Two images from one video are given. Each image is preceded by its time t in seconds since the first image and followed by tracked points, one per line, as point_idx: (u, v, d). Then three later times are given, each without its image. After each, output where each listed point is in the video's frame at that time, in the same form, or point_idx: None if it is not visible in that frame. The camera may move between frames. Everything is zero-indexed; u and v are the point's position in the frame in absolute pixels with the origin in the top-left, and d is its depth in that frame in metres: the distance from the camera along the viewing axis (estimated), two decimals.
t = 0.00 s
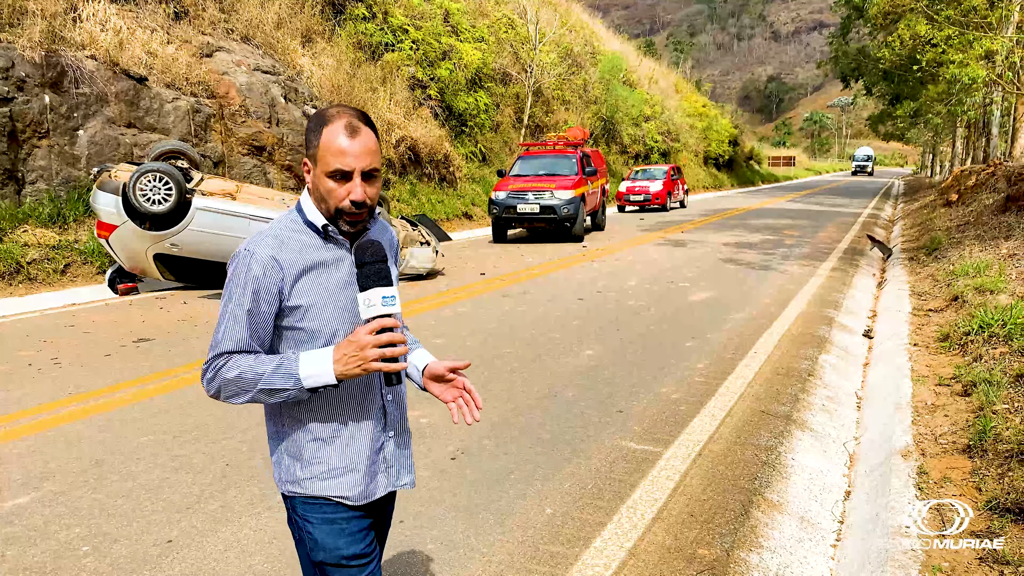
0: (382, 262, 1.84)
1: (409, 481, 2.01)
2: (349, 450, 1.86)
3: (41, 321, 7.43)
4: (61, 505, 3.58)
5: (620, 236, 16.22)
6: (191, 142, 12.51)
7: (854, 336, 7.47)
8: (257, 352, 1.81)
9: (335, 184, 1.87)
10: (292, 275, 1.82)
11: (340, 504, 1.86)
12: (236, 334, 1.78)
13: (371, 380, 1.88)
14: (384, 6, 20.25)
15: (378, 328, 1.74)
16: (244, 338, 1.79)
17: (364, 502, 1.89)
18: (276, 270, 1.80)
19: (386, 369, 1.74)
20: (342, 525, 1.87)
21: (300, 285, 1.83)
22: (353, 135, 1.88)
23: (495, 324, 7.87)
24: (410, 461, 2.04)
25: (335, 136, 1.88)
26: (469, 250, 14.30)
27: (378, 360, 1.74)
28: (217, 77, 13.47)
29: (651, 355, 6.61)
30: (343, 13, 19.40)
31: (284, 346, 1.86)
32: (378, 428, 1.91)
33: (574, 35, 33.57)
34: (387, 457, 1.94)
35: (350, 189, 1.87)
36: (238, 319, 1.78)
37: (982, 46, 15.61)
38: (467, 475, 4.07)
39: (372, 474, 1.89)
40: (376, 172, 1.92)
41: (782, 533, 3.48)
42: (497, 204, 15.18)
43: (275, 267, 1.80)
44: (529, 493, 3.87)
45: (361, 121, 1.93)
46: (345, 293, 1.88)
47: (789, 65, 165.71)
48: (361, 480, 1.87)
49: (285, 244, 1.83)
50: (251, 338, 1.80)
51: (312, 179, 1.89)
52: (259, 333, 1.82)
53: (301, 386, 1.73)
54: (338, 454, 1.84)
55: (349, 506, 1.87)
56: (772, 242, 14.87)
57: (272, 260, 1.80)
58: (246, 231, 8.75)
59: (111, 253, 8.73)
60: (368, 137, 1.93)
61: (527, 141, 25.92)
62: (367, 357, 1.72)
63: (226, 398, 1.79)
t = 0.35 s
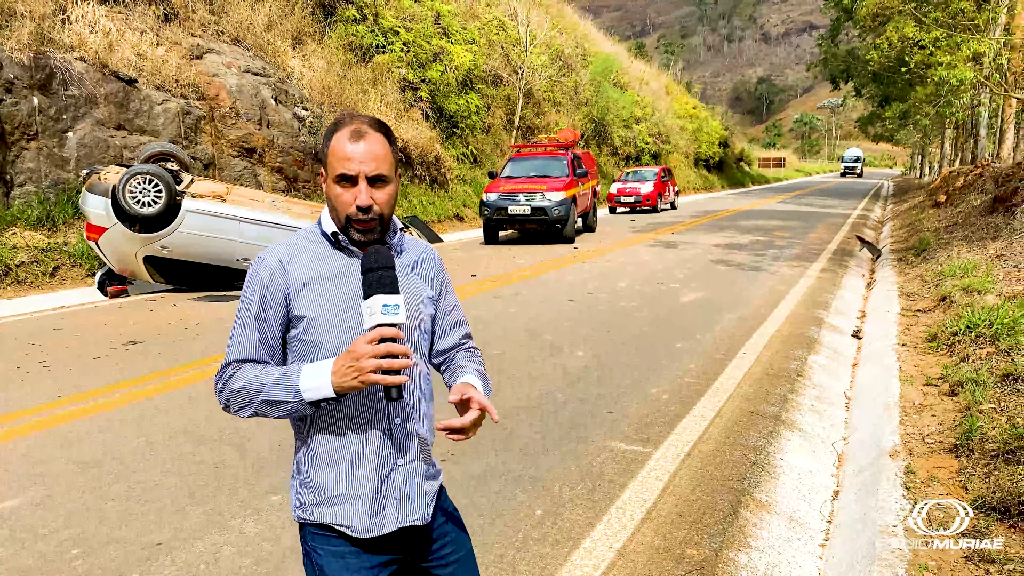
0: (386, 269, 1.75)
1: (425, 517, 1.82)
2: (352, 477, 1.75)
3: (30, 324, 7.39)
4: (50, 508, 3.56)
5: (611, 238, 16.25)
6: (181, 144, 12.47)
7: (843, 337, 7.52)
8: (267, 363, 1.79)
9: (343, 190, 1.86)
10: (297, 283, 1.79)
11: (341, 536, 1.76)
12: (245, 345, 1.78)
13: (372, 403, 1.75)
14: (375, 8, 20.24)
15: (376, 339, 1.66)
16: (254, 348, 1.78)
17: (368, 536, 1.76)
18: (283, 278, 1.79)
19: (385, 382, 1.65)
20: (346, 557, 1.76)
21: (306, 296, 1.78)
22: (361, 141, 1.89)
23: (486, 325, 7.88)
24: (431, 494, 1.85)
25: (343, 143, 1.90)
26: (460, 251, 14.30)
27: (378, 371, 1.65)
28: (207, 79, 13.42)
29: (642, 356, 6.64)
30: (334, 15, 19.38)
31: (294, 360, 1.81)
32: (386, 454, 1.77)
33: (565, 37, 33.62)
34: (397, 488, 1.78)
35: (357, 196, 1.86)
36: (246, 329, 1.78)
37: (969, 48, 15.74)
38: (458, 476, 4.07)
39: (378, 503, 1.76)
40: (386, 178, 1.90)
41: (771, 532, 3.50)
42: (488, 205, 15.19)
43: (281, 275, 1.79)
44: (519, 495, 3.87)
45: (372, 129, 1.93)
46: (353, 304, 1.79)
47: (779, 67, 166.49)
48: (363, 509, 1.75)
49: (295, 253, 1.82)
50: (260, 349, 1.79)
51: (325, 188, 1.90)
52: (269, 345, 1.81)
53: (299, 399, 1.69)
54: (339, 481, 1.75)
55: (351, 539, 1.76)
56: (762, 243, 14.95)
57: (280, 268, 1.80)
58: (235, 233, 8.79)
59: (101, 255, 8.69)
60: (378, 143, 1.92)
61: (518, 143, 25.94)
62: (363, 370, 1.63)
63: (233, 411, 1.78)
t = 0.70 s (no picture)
0: (390, 259, 1.77)
1: (415, 529, 1.74)
2: (348, 474, 1.75)
3: (17, 329, 7.32)
4: (38, 514, 3.52)
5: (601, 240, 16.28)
6: (169, 147, 12.41)
7: (832, 337, 7.56)
8: (290, 351, 1.85)
9: (373, 182, 1.88)
10: (317, 275, 1.84)
11: (335, 531, 1.77)
12: (268, 334, 1.84)
13: (371, 400, 1.76)
14: (364, 10, 20.19)
15: (372, 328, 1.66)
16: (277, 335, 1.83)
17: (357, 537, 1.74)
18: (306, 269, 1.85)
19: (377, 373, 1.64)
20: (340, 555, 1.77)
21: (325, 287, 1.83)
22: (391, 133, 1.90)
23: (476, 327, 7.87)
24: (430, 506, 1.78)
25: (375, 135, 1.92)
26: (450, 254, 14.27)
27: (369, 362, 1.64)
28: (196, 82, 13.36)
29: (632, 358, 6.64)
30: (322, 18, 19.33)
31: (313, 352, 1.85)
32: (381, 454, 1.75)
33: (555, 40, 33.66)
34: (390, 490, 1.74)
35: (385, 187, 1.88)
36: (271, 318, 1.85)
37: (956, 50, 15.86)
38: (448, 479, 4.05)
39: (367, 504, 1.73)
40: (415, 170, 1.90)
41: (761, 533, 3.50)
42: (478, 208, 15.21)
43: (305, 266, 1.85)
44: (510, 497, 3.86)
45: (406, 120, 1.94)
46: (363, 298, 1.83)
47: (767, 70, 167.34)
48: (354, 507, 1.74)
49: (321, 245, 1.87)
50: (286, 337, 1.85)
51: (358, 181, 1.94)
52: (292, 335, 1.86)
53: (304, 386, 1.73)
54: (337, 475, 1.76)
55: (345, 537, 1.76)
56: (751, 245, 15.01)
57: (305, 259, 1.86)
58: (224, 236, 8.73)
59: (88, 259, 8.61)
60: (410, 136, 1.93)
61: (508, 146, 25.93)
62: (356, 358, 1.64)
63: (255, 394, 1.84)
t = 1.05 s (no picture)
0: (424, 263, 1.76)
1: (435, 533, 1.75)
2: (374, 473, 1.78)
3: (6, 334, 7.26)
4: (26, 521, 3.48)
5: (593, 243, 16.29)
6: (158, 151, 12.34)
7: (823, 339, 7.58)
8: (330, 349, 1.87)
9: (413, 183, 1.87)
10: (356, 274, 1.84)
11: (359, 527, 1.81)
12: (310, 331, 1.87)
13: (400, 402, 1.78)
14: (354, 14, 20.15)
15: (401, 336, 1.66)
16: (318, 332, 1.86)
17: (376, 535, 1.77)
18: (346, 268, 1.85)
19: (406, 380, 1.66)
20: (362, 550, 1.81)
21: (362, 287, 1.83)
22: (432, 133, 1.87)
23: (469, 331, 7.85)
24: (452, 513, 1.78)
25: (416, 136, 1.89)
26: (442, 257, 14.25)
27: (398, 368, 1.67)
28: (185, 86, 13.30)
29: (624, 360, 6.65)
30: (312, 21, 19.28)
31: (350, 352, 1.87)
32: (408, 457, 1.77)
33: (545, 43, 33.71)
34: (414, 493, 1.75)
35: (424, 189, 1.86)
36: (313, 314, 1.88)
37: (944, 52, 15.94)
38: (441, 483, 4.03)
39: (391, 505, 1.76)
40: (456, 173, 1.87)
41: (753, 535, 3.50)
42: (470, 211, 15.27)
43: (345, 265, 1.86)
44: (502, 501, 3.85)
45: (448, 120, 1.91)
46: (397, 299, 1.81)
47: (756, 73, 168.06)
48: (377, 507, 1.76)
49: (363, 244, 1.87)
50: (326, 334, 1.87)
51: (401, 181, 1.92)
52: (334, 332, 1.88)
53: (339, 384, 1.76)
54: (364, 473, 1.80)
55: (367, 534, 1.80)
56: (742, 247, 15.06)
57: (346, 259, 1.86)
58: (214, 240, 8.69)
59: (77, 264, 8.52)
60: (451, 137, 1.89)
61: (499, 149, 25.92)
62: (386, 364, 1.66)
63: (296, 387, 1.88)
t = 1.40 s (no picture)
0: (467, 268, 1.73)
1: (488, 536, 1.76)
2: (419, 479, 1.76)
3: None
4: (18, 526, 3.46)
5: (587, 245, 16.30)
6: (151, 154, 12.29)
7: (817, 340, 7.59)
8: (364, 356, 1.83)
9: (443, 184, 1.84)
10: (390, 280, 1.79)
11: (403, 535, 1.78)
12: (343, 337, 1.83)
13: (445, 408, 1.76)
14: (348, 16, 20.13)
15: (444, 343, 1.63)
16: (350, 339, 1.82)
17: (427, 542, 1.74)
18: (379, 273, 1.80)
19: (452, 385, 1.63)
20: (405, 557, 1.77)
21: (397, 293, 1.79)
22: (462, 134, 1.86)
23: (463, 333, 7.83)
24: (503, 515, 1.79)
25: (445, 136, 1.88)
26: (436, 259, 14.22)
27: (443, 374, 1.63)
28: (178, 88, 13.26)
29: (619, 362, 6.64)
30: (305, 23, 19.26)
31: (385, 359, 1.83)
32: (454, 463, 1.76)
33: (538, 45, 33.74)
34: (463, 498, 1.75)
35: (455, 189, 1.83)
36: (344, 321, 1.83)
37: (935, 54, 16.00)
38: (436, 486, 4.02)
39: (440, 512, 1.74)
40: (486, 172, 1.85)
41: (747, 537, 3.50)
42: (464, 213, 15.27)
43: (376, 270, 1.81)
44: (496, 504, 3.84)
45: (476, 120, 1.89)
46: (433, 303, 1.78)
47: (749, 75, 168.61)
48: (426, 515, 1.74)
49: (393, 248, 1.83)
50: (359, 341, 1.83)
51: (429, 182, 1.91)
52: (365, 338, 1.84)
53: (379, 393, 1.72)
54: (408, 481, 1.77)
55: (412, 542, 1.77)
56: (736, 249, 15.08)
57: (379, 264, 1.81)
58: (207, 243, 8.64)
59: (69, 268, 8.49)
60: (481, 137, 1.88)
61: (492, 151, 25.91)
62: (431, 372, 1.62)
63: (329, 396, 1.85)
